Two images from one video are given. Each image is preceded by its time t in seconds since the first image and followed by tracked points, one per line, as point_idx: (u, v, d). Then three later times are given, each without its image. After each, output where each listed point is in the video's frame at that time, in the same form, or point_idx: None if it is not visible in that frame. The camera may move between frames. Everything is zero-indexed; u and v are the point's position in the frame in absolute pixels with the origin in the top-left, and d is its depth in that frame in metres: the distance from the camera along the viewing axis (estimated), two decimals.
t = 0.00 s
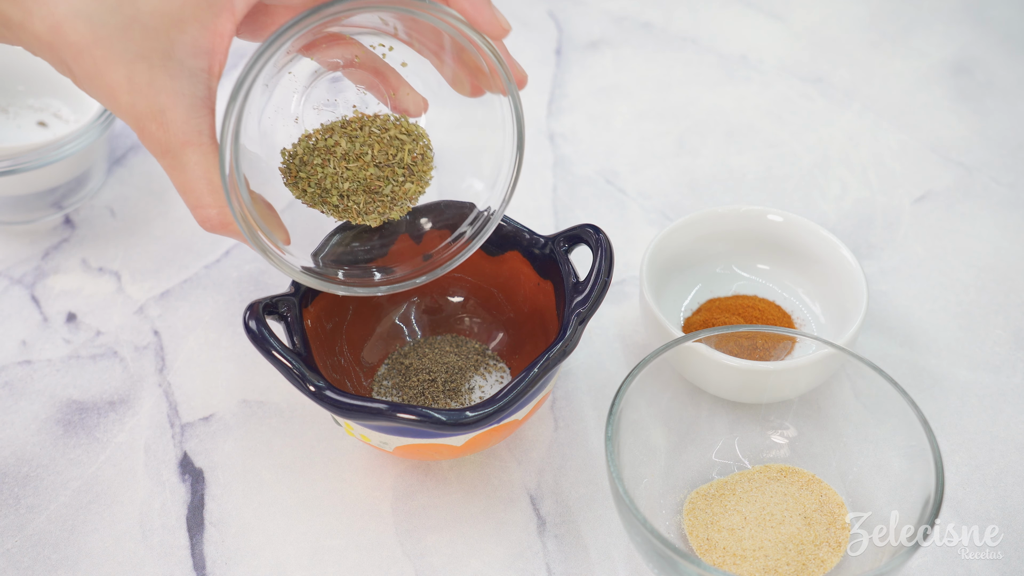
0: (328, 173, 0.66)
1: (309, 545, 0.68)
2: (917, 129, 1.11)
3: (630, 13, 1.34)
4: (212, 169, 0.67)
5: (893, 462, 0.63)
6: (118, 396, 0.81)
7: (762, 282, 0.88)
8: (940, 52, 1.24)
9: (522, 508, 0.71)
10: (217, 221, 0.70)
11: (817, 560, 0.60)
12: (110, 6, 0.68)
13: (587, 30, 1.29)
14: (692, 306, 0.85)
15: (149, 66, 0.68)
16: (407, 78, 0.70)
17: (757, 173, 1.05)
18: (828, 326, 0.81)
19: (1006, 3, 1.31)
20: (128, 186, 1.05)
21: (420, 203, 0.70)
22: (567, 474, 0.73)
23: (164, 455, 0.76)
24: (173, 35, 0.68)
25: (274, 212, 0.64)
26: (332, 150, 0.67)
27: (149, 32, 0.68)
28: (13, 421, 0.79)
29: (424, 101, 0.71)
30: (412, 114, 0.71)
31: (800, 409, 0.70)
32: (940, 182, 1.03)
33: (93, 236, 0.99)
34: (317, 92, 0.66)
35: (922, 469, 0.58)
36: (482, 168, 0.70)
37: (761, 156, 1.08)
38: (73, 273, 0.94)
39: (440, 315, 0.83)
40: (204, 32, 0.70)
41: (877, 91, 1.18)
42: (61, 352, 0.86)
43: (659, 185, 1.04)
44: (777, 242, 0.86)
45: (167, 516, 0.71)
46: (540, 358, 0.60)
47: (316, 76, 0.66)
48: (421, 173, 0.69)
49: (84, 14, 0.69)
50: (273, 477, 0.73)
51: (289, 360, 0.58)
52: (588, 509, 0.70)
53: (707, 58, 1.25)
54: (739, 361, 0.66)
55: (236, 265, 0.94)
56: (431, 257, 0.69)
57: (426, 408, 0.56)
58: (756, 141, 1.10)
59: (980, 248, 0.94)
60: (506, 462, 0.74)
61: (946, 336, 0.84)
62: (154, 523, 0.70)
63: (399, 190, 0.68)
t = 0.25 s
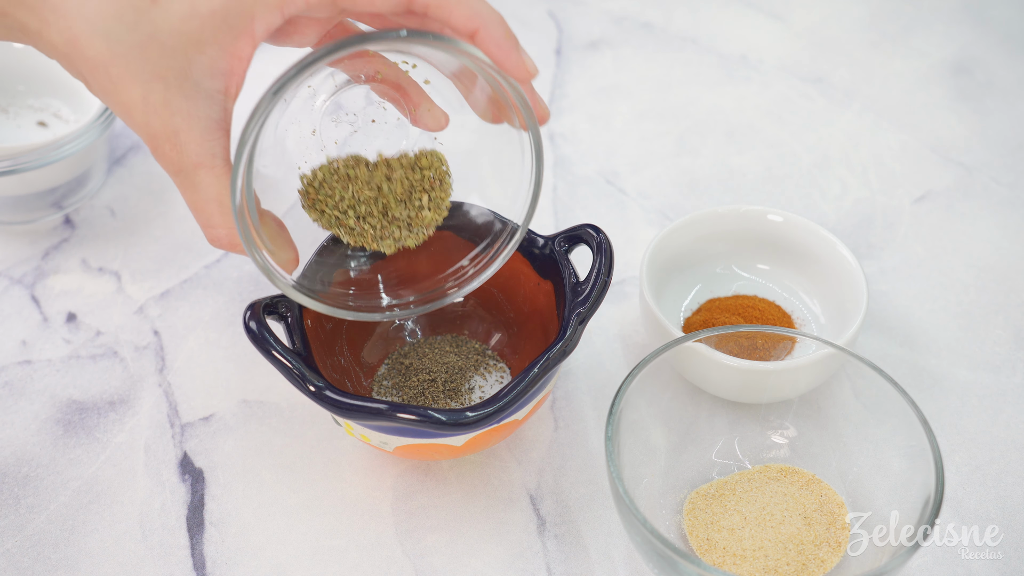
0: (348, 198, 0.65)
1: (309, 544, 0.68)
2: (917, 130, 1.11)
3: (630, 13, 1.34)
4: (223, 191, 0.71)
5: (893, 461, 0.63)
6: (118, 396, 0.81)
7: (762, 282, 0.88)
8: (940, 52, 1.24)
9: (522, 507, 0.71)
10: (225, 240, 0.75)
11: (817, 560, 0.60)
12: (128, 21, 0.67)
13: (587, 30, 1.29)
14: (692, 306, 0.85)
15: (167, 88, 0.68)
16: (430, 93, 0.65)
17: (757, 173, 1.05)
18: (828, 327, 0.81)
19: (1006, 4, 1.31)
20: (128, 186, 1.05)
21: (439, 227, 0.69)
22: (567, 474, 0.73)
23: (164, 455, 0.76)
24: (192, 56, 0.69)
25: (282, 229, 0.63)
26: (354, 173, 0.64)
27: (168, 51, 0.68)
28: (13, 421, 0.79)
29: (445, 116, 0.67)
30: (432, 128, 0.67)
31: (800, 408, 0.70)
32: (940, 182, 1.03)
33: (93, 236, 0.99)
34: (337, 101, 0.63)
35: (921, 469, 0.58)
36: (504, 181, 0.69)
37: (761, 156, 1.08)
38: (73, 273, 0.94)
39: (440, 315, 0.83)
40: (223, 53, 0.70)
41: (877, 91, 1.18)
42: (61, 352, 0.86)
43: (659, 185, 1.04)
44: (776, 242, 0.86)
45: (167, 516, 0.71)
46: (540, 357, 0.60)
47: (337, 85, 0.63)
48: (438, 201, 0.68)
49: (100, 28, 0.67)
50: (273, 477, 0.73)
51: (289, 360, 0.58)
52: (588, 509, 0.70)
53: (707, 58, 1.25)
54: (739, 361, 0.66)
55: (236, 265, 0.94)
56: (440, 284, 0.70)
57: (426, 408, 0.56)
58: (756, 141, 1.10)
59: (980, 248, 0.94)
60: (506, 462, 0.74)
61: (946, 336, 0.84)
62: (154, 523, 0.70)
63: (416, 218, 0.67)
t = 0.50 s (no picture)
0: (366, 199, 0.67)
1: (309, 545, 0.68)
2: (917, 130, 1.11)
3: (630, 14, 1.34)
4: (238, 197, 0.71)
5: (893, 462, 0.63)
6: (118, 396, 0.81)
7: (762, 282, 0.88)
8: (940, 52, 1.24)
9: (522, 507, 0.71)
10: (240, 240, 0.76)
11: (817, 560, 0.60)
12: (148, 30, 0.65)
13: (587, 30, 1.29)
14: (692, 306, 0.85)
15: (184, 97, 0.66)
16: (454, 97, 0.64)
17: (757, 173, 1.05)
18: (828, 327, 0.81)
19: (1006, 4, 1.31)
20: (128, 186, 1.05)
21: (455, 232, 0.71)
22: (567, 474, 0.73)
23: (164, 455, 0.76)
24: (210, 66, 0.66)
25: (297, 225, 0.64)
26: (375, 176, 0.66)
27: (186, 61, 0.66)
28: (13, 422, 0.79)
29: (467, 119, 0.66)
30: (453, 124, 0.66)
31: (800, 408, 0.70)
32: (940, 182, 1.03)
33: (93, 236, 0.99)
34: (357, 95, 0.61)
35: (922, 469, 0.58)
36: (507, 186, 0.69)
37: (761, 156, 1.08)
38: (73, 273, 0.94)
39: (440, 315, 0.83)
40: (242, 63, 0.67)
41: (877, 91, 1.18)
42: (61, 352, 0.86)
43: (659, 185, 1.04)
44: (776, 242, 0.86)
45: (167, 516, 0.71)
46: (540, 357, 0.60)
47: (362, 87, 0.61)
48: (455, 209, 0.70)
49: (118, 37, 0.65)
50: (273, 477, 0.73)
51: (289, 360, 0.58)
52: (588, 509, 0.70)
53: (707, 58, 1.25)
54: (740, 361, 0.66)
55: (236, 265, 0.94)
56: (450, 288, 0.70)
57: (426, 408, 0.56)
58: (756, 141, 1.10)
59: (980, 249, 0.94)
60: (506, 462, 0.74)
61: (946, 336, 0.84)
62: (154, 523, 0.70)
63: (432, 223, 0.69)
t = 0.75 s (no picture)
0: (379, 207, 0.63)
1: (309, 545, 0.68)
2: (917, 130, 1.11)
3: (630, 14, 1.34)
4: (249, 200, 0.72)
5: (893, 462, 0.63)
6: (118, 396, 0.81)
7: (762, 282, 0.88)
8: (940, 52, 1.24)
9: (522, 507, 0.71)
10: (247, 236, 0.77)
11: (817, 560, 0.60)
12: (169, 38, 0.62)
13: (587, 30, 1.29)
14: (692, 306, 0.85)
15: (201, 105, 0.65)
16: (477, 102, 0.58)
17: (757, 173, 1.05)
18: (828, 327, 0.81)
19: (1006, 4, 1.31)
20: (128, 186, 1.05)
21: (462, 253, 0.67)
22: (567, 474, 0.73)
23: (164, 455, 0.76)
24: (229, 79, 0.63)
25: (303, 219, 0.65)
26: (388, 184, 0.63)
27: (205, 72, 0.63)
28: (13, 422, 0.79)
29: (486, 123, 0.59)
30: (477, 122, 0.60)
31: (800, 409, 0.70)
32: (940, 182, 1.03)
33: (93, 236, 0.99)
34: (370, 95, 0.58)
35: (922, 469, 0.58)
36: (508, 197, 0.64)
37: (760, 156, 1.08)
38: (73, 273, 0.94)
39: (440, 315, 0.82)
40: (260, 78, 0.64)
41: (877, 91, 1.18)
42: (61, 352, 0.86)
43: (659, 185, 1.04)
44: (776, 242, 0.86)
45: (167, 516, 0.71)
46: (540, 358, 0.60)
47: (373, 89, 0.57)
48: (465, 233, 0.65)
49: (140, 41, 0.63)
50: (273, 477, 0.73)
51: (289, 360, 0.58)
52: (588, 509, 0.70)
53: (707, 58, 1.25)
54: (740, 362, 0.66)
55: (236, 265, 0.94)
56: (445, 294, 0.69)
57: (426, 408, 0.56)
58: (756, 141, 1.10)
59: (980, 249, 0.94)
60: (506, 462, 0.74)
61: (946, 336, 0.84)
62: (154, 523, 0.70)
63: (441, 243, 0.65)
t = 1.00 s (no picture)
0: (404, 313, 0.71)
1: (309, 545, 0.68)
2: (918, 130, 1.11)
3: (630, 14, 1.34)
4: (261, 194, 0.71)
5: (893, 462, 0.63)
6: (118, 396, 0.81)
7: (762, 282, 0.88)
8: (940, 52, 1.24)
9: (522, 507, 0.71)
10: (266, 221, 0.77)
11: (817, 560, 0.60)
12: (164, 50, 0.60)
13: (587, 30, 1.29)
14: (692, 306, 0.85)
15: (202, 111, 0.64)
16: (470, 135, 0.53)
17: (757, 173, 1.05)
18: (828, 327, 0.81)
19: (1006, 4, 1.31)
20: (128, 186, 1.05)
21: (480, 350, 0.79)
22: (567, 474, 0.73)
23: (164, 455, 0.76)
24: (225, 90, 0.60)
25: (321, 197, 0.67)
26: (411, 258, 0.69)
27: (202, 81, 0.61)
28: (13, 422, 0.79)
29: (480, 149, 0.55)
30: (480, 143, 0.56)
31: (800, 409, 0.70)
32: (940, 182, 1.03)
33: (93, 236, 0.99)
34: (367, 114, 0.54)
35: (922, 469, 0.58)
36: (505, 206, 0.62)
37: (760, 156, 1.08)
38: (73, 274, 0.94)
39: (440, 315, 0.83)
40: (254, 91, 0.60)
41: (877, 91, 1.18)
42: (61, 352, 0.85)
43: (659, 185, 1.04)
44: (776, 242, 0.86)
45: (167, 516, 0.71)
46: (540, 357, 0.60)
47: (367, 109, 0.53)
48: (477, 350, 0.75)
49: (137, 51, 0.62)
50: (273, 477, 0.73)
51: (289, 360, 0.58)
52: (588, 509, 0.70)
53: (707, 58, 1.25)
54: (740, 362, 0.66)
55: (236, 265, 0.94)
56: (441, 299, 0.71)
57: (426, 408, 0.56)
58: (756, 141, 1.10)
59: (980, 249, 0.94)
60: (506, 462, 0.74)
61: (946, 336, 0.84)
62: (154, 523, 0.70)
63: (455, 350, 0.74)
